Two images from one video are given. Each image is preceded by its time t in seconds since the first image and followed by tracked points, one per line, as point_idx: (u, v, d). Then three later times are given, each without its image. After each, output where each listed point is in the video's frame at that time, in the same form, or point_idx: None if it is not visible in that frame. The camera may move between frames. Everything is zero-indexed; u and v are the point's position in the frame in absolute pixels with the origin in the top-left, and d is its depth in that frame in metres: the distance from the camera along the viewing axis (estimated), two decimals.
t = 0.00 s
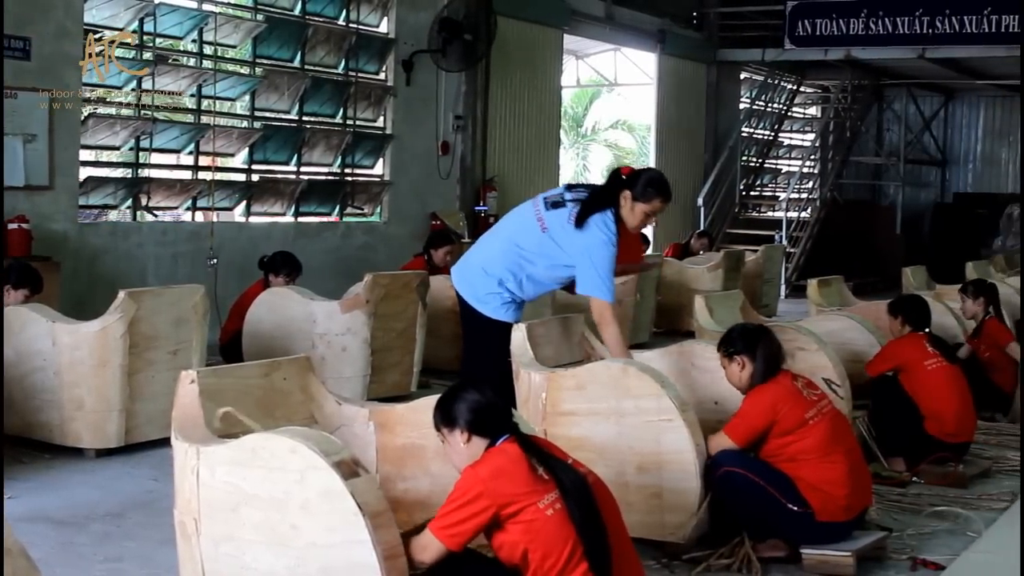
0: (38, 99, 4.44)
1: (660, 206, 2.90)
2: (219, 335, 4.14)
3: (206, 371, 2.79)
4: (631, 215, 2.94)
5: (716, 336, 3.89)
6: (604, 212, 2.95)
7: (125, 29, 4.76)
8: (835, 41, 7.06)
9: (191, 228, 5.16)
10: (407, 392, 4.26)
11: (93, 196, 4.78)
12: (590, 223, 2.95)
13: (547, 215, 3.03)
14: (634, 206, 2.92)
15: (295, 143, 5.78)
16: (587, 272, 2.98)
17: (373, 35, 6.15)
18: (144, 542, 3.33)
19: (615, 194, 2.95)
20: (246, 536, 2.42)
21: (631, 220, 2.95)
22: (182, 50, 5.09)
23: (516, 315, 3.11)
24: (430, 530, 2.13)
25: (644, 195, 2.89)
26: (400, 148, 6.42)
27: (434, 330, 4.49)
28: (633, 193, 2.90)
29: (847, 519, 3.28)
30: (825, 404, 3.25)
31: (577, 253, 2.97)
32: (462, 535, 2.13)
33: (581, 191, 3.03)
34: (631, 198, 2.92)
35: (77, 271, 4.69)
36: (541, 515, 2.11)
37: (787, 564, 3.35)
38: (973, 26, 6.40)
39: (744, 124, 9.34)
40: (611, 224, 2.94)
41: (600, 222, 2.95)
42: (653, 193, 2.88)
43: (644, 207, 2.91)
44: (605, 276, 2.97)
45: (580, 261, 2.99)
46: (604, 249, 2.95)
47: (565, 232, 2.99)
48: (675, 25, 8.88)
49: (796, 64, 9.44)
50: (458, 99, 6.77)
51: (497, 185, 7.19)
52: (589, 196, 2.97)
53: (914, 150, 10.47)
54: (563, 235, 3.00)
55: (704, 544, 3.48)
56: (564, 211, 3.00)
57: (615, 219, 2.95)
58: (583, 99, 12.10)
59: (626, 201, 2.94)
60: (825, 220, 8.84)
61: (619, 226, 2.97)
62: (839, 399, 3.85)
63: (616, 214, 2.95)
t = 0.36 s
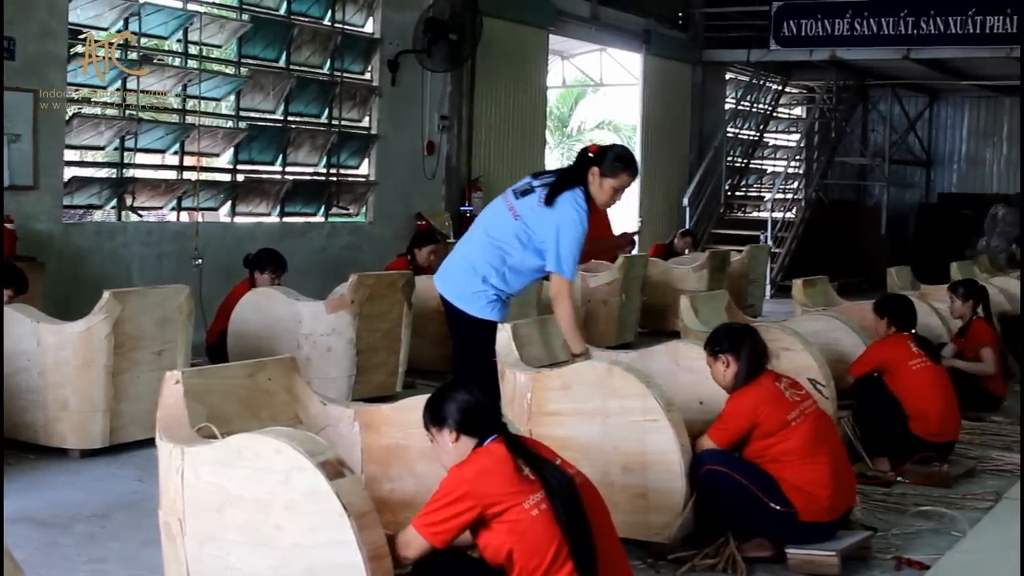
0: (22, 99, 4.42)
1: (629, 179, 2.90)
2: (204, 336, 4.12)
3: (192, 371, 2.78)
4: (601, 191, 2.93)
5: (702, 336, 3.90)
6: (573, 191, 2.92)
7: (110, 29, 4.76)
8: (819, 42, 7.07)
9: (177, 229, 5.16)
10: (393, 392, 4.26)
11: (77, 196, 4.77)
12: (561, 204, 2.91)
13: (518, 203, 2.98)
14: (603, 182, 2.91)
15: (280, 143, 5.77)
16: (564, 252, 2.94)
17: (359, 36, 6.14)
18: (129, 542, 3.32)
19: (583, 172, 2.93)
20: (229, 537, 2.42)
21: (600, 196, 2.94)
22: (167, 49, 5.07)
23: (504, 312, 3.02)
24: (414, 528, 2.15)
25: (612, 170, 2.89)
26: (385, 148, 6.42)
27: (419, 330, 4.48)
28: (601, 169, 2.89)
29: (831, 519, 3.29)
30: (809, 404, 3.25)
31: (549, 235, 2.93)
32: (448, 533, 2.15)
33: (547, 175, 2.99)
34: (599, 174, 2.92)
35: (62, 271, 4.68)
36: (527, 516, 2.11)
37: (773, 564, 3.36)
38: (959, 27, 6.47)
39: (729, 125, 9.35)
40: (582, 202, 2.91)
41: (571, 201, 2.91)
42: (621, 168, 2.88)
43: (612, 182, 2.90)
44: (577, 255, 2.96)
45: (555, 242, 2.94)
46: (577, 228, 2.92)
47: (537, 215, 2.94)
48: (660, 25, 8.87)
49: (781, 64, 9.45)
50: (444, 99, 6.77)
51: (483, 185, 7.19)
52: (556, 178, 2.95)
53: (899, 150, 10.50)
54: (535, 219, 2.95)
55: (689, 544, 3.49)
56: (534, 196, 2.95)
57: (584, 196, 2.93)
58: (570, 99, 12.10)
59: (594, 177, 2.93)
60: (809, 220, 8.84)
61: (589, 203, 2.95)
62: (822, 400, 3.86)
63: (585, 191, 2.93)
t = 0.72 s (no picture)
0: None
1: (586, 158, 2.88)
2: (181, 337, 4.10)
3: (168, 371, 2.79)
4: (558, 172, 2.91)
5: (679, 336, 3.91)
6: (531, 174, 2.91)
7: (87, 28, 4.73)
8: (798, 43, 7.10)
9: (155, 228, 5.14)
10: (372, 393, 4.25)
11: (55, 196, 4.75)
12: (520, 188, 2.90)
13: (482, 194, 2.98)
14: (559, 163, 2.90)
15: (258, 143, 5.75)
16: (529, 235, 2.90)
17: (338, 36, 6.13)
18: (106, 543, 3.31)
19: (540, 156, 2.93)
20: (205, 538, 2.41)
21: (559, 177, 2.92)
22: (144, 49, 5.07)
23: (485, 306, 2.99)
24: (396, 525, 2.15)
25: (567, 150, 2.87)
26: (365, 149, 6.43)
27: (398, 330, 4.47)
28: (556, 150, 2.88)
29: (808, 519, 3.29)
30: (786, 404, 3.26)
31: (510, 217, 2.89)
32: (428, 531, 2.15)
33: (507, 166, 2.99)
34: (555, 156, 2.90)
35: (39, 271, 4.66)
36: (507, 516, 2.11)
37: (750, 564, 3.34)
38: (937, 28, 6.69)
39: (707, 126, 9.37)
40: (540, 184, 2.90)
41: (530, 184, 2.90)
42: (575, 146, 2.86)
43: (569, 162, 2.89)
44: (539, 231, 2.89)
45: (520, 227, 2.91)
46: (537, 209, 2.88)
47: (500, 203, 2.93)
48: (640, 26, 8.86)
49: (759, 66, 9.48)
50: (423, 100, 6.78)
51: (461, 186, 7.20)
52: (515, 166, 2.95)
53: (877, 151, 10.54)
54: (498, 207, 2.94)
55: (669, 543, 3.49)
56: (496, 185, 2.95)
57: (543, 179, 2.91)
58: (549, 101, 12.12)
59: (551, 159, 2.93)
60: (787, 222, 8.85)
61: (550, 186, 2.93)
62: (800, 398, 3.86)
63: (543, 172, 2.91)
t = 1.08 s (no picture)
0: None
1: (544, 143, 2.90)
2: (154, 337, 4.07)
3: (142, 371, 2.73)
4: (518, 159, 2.93)
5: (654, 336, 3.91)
6: (491, 163, 2.91)
7: (62, 28, 4.66)
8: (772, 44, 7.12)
9: (129, 228, 5.11)
10: (347, 393, 4.25)
11: (28, 196, 4.71)
12: (483, 177, 2.90)
13: (448, 190, 2.98)
14: (519, 149, 2.91)
15: (233, 143, 5.72)
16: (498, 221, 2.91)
17: (312, 35, 6.13)
18: (79, 544, 3.30)
19: (497, 147, 2.93)
20: (179, 539, 2.39)
21: (520, 162, 2.93)
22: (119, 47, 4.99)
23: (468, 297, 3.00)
24: (372, 524, 2.16)
25: (525, 135, 2.89)
26: (339, 149, 6.46)
27: (370, 331, 4.47)
28: (514, 137, 2.89)
29: (782, 517, 3.28)
30: (757, 403, 3.27)
31: (480, 209, 2.90)
32: (404, 529, 2.16)
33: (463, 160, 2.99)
34: (514, 143, 2.91)
35: (11, 272, 4.63)
36: (484, 514, 2.12)
37: (724, 563, 3.33)
38: (910, 30, 6.80)
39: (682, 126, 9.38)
40: (502, 171, 2.91)
41: (492, 172, 2.90)
42: (533, 133, 2.88)
43: (528, 148, 2.90)
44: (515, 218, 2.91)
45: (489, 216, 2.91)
46: (503, 195, 2.89)
47: (468, 195, 2.94)
48: (614, 26, 8.85)
49: (733, 66, 9.50)
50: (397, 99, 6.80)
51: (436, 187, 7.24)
52: (473, 158, 2.95)
53: (851, 152, 10.58)
54: (468, 200, 2.95)
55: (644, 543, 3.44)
56: (460, 180, 2.95)
57: (504, 165, 2.92)
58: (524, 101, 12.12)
59: (509, 147, 2.93)
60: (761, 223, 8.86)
61: (511, 174, 2.94)
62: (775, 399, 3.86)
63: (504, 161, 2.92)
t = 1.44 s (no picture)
0: None
1: (548, 164, 2.84)
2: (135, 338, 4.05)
3: (125, 372, 2.68)
4: (522, 180, 2.87)
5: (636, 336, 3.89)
6: (496, 182, 2.89)
7: (43, 27, 4.67)
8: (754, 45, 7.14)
9: (111, 229, 5.13)
10: (328, 394, 4.25)
11: (8, 196, 4.71)
12: (489, 197, 2.89)
13: (450, 200, 2.97)
14: (524, 172, 2.86)
15: (215, 143, 5.73)
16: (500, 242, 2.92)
17: (294, 35, 6.12)
18: (61, 545, 3.29)
19: (502, 163, 2.89)
20: (160, 539, 2.36)
21: (522, 184, 2.88)
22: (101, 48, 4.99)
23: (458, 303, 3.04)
24: (350, 521, 2.14)
25: (530, 159, 2.84)
26: (321, 148, 6.44)
27: (352, 331, 4.47)
28: (519, 160, 2.85)
29: (764, 517, 3.24)
30: (736, 403, 3.23)
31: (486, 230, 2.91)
32: (383, 529, 2.14)
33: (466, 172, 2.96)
34: (518, 164, 2.87)
35: None
36: (463, 514, 2.09)
37: (707, 563, 3.29)
38: (891, 31, 6.85)
39: (665, 126, 9.39)
40: (508, 191, 2.89)
41: (498, 193, 2.89)
42: (538, 155, 2.82)
43: (534, 171, 2.85)
44: (518, 238, 2.91)
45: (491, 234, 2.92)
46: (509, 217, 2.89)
47: (471, 209, 2.93)
48: (596, 26, 8.84)
49: (715, 67, 9.51)
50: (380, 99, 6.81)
51: (419, 187, 7.23)
52: (476, 172, 2.91)
53: (834, 152, 10.61)
54: (470, 214, 2.94)
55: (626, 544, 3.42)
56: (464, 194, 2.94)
57: (509, 185, 2.90)
58: (507, 101, 12.13)
59: (513, 168, 2.88)
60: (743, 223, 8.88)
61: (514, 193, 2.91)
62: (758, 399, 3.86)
63: (509, 180, 2.89)
